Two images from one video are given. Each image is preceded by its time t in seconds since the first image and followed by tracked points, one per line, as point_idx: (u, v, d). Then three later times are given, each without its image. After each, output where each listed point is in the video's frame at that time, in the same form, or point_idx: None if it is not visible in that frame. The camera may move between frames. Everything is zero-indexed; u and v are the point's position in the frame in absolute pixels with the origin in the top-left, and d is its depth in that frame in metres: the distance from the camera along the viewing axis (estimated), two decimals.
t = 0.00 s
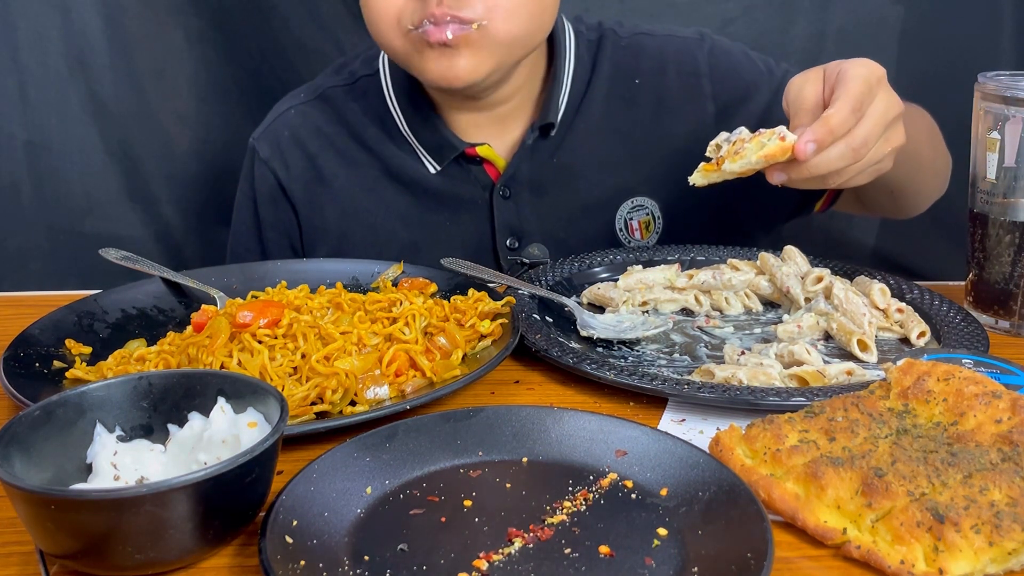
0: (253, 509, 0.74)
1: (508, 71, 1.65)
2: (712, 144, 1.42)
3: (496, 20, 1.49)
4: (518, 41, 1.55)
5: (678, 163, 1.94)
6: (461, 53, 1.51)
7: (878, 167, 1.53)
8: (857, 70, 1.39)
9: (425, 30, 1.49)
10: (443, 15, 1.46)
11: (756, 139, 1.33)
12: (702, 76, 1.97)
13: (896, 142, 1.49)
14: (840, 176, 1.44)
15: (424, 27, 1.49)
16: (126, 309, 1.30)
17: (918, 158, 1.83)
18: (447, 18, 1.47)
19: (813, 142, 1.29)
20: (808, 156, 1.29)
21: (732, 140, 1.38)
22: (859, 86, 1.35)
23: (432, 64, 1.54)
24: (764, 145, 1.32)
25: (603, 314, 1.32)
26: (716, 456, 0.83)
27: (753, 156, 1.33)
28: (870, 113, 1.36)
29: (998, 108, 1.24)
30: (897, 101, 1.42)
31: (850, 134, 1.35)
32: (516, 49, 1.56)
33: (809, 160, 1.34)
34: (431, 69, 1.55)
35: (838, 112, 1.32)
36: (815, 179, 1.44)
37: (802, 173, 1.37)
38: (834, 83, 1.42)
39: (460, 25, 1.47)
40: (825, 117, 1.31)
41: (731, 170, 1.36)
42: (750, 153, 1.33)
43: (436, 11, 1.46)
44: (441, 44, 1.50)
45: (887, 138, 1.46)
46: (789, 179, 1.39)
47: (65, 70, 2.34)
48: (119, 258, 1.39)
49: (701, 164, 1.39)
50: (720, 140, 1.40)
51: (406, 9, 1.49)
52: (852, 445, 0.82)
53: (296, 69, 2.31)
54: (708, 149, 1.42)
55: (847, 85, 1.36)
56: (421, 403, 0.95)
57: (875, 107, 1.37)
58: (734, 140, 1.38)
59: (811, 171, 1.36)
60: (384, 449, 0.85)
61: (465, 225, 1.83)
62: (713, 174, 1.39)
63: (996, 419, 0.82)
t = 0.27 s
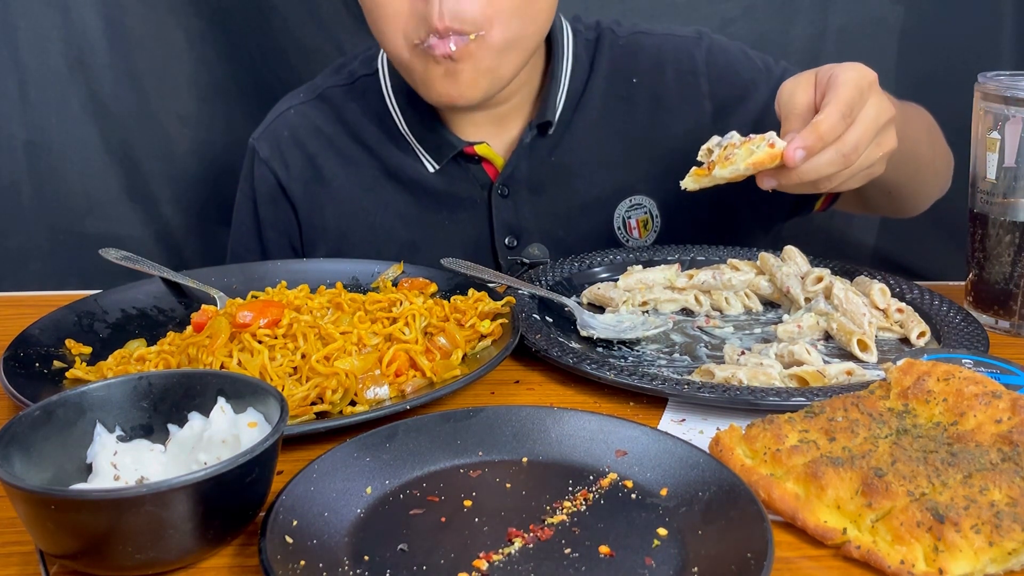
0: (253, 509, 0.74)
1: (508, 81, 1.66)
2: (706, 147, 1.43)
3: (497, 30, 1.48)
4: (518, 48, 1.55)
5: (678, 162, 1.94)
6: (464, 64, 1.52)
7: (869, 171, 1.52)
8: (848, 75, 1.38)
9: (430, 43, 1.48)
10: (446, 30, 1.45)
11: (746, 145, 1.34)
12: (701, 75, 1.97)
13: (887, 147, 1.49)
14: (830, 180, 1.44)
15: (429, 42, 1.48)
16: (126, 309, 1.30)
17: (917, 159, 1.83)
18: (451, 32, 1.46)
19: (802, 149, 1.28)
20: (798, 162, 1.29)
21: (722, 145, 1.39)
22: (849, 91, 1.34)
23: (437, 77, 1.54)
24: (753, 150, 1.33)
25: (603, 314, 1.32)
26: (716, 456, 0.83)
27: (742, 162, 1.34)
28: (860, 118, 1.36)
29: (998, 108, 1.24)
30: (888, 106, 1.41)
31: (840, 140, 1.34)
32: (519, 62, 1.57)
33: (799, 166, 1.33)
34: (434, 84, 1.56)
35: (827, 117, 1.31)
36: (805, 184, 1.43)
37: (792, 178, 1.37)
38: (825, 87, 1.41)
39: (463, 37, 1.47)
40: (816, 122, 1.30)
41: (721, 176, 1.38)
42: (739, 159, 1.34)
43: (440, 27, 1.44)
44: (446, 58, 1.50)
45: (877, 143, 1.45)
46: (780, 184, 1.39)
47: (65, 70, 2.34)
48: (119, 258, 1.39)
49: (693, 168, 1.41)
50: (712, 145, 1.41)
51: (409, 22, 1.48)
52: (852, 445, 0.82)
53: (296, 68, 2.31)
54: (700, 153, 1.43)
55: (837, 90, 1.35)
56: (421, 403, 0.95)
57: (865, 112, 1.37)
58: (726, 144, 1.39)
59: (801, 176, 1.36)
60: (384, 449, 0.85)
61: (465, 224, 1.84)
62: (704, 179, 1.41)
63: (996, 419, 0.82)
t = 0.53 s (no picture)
0: (252, 509, 0.74)
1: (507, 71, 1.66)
2: (709, 149, 1.42)
3: (498, 18, 1.49)
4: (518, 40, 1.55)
5: (678, 162, 1.94)
6: (463, 50, 1.51)
7: (872, 176, 1.53)
8: (852, 80, 1.39)
9: (428, 28, 1.49)
10: (447, 13, 1.46)
11: (752, 148, 1.32)
12: (701, 74, 1.96)
13: (891, 150, 1.50)
14: (835, 186, 1.44)
15: (428, 25, 1.48)
16: (126, 309, 1.30)
17: (917, 159, 1.83)
18: (451, 15, 1.47)
19: (808, 154, 1.31)
20: (803, 168, 1.31)
21: (728, 147, 1.37)
22: (854, 96, 1.35)
23: (435, 62, 1.54)
24: (760, 154, 1.32)
25: (603, 314, 1.32)
26: (716, 456, 0.83)
27: (748, 166, 1.32)
28: (865, 123, 1.36)
29: (998, 108, 1.24)
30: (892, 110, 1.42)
31: (846, 145, 1.35)
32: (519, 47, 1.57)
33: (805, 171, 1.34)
34: (432, 66, 1.54)
35: (833, 123, 1.32)
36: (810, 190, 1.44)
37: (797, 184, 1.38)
38: (829, 92, 1.42)
39: (463, 22, 1.47)
40: (822, 129, 1.31)
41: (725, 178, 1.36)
42: (745, 163, 1.32)
43: (440, 9, 1.46)
44: (445, 41, 1.49)
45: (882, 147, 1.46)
46: (783, 190, 1.40)
47: (65, 70, 2.34)
48: (119, 258, 1.39)
49: (696, 169, 1.40)
50: (716, 146, 1.40)
51: (408, 7, 1.49)
52: (852, 445, 0.82)
53: (296, 68, 2.31)
54: (704, 154, 1.42)
55: (841, 96, 1.36)
56: (421, 403, 0.95)
57: (869, 117, 1.37)
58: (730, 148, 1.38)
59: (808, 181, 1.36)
60: (384, 449, 0.85)
61: (465, 224, 1.84)
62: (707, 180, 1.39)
63: (995, 419, 0.82)
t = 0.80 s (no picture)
0: (252, 509, 0.74)
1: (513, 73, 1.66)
2: (707, 148, 1.42)
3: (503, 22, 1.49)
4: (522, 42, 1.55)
5: (678, 162, 1.94)
6: (468, 53, 1.52)
7: (872, 174, 1.53)
8: (851, 79, 1.39)
9: (437, 30, 1.48)
10: (453, 15, 1.46)
11: (753, 147, 1.33)
12: (701, 73, 1.96)
13: (890, 149, 1.50)
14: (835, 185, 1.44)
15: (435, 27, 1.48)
16: (126, 309, 1.30)
17: (916, 158, 1.84)
18: (457, 19, 1.46)
19: (809, 153, 1.30)
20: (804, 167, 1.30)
21: (727, 146, 1.38)
22: (854, 95, 1.35)
23: (441, 65, 1.54)
24: (761, 154, 1.32)
25: (603, 314, 1.32)
26: (716, 456, 0.83)
27: (750, 165, 1.33)
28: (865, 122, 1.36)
29: (998, 108, 1.24)
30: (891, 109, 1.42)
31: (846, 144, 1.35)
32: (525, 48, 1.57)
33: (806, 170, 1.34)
34: (441, 70, 1.55)
35: (833, 122, 1.32)
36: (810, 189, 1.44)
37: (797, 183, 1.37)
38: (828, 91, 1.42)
39: (469, 25, 1.47)
40: (822, 129, 1.31)
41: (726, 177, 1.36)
42: (746, 161, 1.33)
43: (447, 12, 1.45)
44: (454, 44, 1.49)
45: (882, 146, 1.46)
46: (784, 188, 1.40)
47: (65, 70, 2.34)
48: (119, 258, 1.39)
49: (695, 168, 1.40)
50: (715, 145, 1.41)
51: (416, 8, 1.48)
52: (852, 445, 0.82)
53: (296, 68, 2.31)
54: (703, 153, 1.43)
55: (841, 95, 1.35)
56: (421, 403, 0.95)
57: (869, 116, 1.37)
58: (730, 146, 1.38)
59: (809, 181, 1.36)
60: (384, 449, 0.85)
61: (466, 224, 1.84)
62: (707, 179, 1.40)
63: (995, 419, 0.82)
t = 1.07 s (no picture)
0: (252, 509, 0.74)
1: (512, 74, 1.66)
2: (713, 151, 1.44)
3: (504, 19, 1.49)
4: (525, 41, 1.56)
5: (678, 162, 1.94)
6: (469, 52, 1.52)
7: (874, 181, 1.53)
8: (857, 86, 1.38)
9: (437, 29, 1.49)
10: (454, 15, 1.46)
11: (760, 152, 1.35)
12: (702, 73, 1.96)
13: (893, 156, 1.50)
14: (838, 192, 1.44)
15: (436, 26, 1.48)
16: (126, 309, 1.30)
17: (918, 160, 1.84)
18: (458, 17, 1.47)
19: (816, 161, 1.28)
20: (811, 174, 1.28)
21: (733, 150, 1.40)
22: (861, 103, 1.34)
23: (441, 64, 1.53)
24: (769, 159, 1.34)
25: (603, 314, 1.32)
26: (716, 456, 0.83)
27: (756, 170, 1.35)
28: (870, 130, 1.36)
29: (998, 108, 1.24)
30: (895, 117, 1.42)
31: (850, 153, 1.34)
32: (524, 50, 1.57)
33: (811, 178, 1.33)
34: (436, 67, 1.54)
35: (841, 129, 1.30)
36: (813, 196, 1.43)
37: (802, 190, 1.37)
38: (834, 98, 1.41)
39: (470, 23, 1.48)
40: (829, 135, 1.29)
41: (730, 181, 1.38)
42: (752, 166, 1.35)
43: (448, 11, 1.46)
44: (452, 41, 1.50)
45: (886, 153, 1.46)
46: (789, 194, 1.39)
47: (65, 70, 2.34)
48: (119, 258, 1.39)
49: (700, 170, 1.41)
50: (721, 148, 1.43)
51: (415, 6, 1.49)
52: (852, 445, 0.82)
53: (296, 68, 2.31)
54: (707, 155, 1.44)
55: (848, 101, 1.35)
56: (421, 403, 0.95)
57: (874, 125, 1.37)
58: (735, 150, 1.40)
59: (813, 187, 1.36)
60: (384, 449, 0.85)
61: (466, 224, 1.84)
62: (710, 181, 1.41)
63: (996, 419, 0.82)
